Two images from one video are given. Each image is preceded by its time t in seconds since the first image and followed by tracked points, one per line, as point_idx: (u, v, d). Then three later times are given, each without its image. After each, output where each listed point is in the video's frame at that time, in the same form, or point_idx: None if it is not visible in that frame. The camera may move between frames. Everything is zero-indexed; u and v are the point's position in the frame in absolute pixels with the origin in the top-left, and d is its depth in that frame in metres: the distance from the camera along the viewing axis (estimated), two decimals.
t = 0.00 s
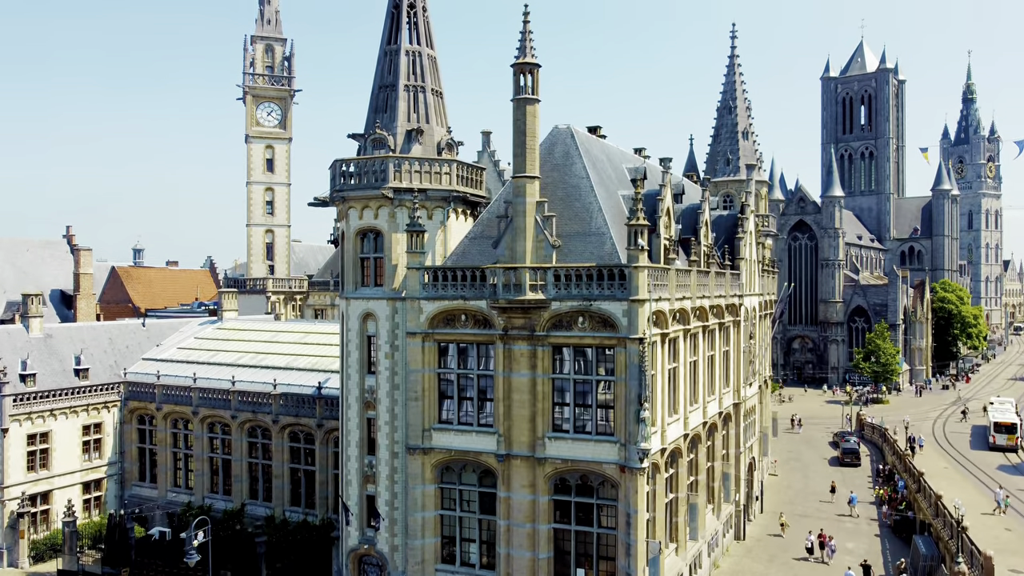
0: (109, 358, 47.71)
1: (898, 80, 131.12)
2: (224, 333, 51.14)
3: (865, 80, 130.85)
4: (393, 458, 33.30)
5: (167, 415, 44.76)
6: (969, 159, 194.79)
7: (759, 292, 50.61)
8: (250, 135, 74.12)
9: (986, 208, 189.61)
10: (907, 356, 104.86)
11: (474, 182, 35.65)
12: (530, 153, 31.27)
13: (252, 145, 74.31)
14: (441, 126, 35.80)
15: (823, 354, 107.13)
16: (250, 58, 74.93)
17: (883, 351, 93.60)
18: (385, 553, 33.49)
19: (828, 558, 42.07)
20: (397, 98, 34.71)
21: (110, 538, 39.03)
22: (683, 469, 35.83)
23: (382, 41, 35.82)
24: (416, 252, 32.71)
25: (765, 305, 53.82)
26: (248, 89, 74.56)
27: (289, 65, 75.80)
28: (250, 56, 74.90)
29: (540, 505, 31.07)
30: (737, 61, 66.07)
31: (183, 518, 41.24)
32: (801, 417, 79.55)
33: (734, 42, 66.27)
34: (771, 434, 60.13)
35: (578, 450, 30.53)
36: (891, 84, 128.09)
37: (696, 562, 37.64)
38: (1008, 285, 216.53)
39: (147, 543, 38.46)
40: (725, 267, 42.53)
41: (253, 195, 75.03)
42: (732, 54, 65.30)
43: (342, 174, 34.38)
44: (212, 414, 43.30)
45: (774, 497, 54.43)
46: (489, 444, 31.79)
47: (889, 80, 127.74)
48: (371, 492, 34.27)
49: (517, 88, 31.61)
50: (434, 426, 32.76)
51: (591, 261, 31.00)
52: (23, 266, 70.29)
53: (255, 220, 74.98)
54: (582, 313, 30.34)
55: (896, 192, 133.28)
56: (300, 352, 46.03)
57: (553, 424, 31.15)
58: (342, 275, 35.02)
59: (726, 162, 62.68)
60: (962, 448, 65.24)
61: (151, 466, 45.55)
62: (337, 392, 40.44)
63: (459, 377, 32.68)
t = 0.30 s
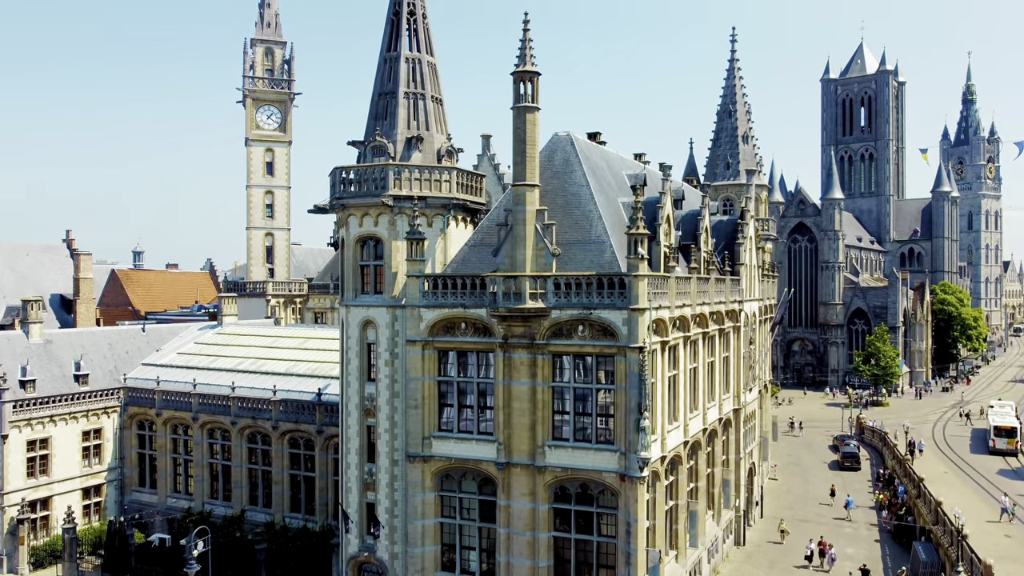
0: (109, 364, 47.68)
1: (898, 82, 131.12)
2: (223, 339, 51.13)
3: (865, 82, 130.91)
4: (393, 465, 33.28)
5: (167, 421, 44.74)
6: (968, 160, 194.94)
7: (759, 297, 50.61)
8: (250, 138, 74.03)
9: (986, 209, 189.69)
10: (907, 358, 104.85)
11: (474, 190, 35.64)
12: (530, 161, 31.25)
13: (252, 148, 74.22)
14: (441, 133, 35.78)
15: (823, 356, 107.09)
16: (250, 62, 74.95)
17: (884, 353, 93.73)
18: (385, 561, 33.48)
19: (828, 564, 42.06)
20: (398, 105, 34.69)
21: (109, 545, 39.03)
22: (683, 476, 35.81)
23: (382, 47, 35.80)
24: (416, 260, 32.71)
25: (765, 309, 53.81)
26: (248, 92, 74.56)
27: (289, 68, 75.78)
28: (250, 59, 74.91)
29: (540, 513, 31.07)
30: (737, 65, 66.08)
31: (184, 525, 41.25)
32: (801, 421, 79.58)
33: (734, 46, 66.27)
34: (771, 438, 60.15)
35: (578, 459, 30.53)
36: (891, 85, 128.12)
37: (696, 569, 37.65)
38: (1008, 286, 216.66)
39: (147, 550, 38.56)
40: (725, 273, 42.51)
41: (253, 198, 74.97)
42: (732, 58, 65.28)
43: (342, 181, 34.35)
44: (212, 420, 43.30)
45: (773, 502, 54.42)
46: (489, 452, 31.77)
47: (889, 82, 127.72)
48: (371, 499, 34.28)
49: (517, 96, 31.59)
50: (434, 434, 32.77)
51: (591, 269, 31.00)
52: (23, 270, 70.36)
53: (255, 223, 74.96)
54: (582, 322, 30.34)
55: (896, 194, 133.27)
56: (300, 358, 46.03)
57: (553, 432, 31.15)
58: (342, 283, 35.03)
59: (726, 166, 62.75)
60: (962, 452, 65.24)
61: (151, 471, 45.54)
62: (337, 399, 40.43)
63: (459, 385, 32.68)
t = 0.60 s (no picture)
0: (109, 369, 47.66)
1: (898, 84, 131.14)
2: (223, 344, 51.14)
3: (865, 84, 130.96)
4: (393, 473, 33.23)
5: (167, 426, 44.73)
6: (969, 161, 194.83)
7: (759, 302, 50.61)
8: (250, 142, 73.91)
9: (986, 210, 189.68)
10: (907, 360, 104.80)
11: (474, 197, 35.62)
12: (530, 169, 31.25)
13: (252, 151, 74.07)
14: (441, 140, 35.77)
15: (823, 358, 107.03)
16: (250, 65, 74.93)
17: (884, 356, 93.92)
18: (384, 568, 33.47)
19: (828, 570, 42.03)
20: (397, 112, 34.66)
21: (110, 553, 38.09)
22: (683, 483, 35.79)
23: (382, 54, 35.77)
24: (416, 268, 32.71)
25: (765, 314, 53.81)
26: (248, 95, 74.56)
27: (288, 71, 75.75)
28: (250, 63, 74.88)
29: (540, 521, 31.05)
30: (737, 68, 66.07)
31: (183, 532, 41.23)
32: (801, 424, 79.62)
33: (734, 49, 66.23)
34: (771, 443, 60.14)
35: (578, 467, 30.51)
36: (891, 87, 128.12)
37: None
38: (1008, 288, 216.68)
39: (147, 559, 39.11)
40: (725, 279, 42.49)
41: (253, 202, 74.87)
42: (732, 62, 65.27)
43: (342, 189, 34.34)
44: (212, 426, 43.29)
45: (773, 506, 54.38)
46: (489, 460, 31.75)
47: (889, 84, 127.71)
48: (371, 507, 34.28)
49: (517, 104, 31.58)
50: (434, 442, 32.75)
51: (591, 278, 30.97)
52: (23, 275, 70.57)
53: (254, 226, 74.92)
54: (582, 330, 30.32)
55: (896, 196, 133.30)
56: (299, 363, 46.02)
57: (553, 441, 31.13)
58: (342, 290, 35.03)
59: (726, 170, 62.83)
60: (961, 455, 65.21)
61: (151, 477, 45.52)
62: (337, 405, 40.43)
63: (459, 393, 32.66)
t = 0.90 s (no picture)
0: (109, 375, 47.62)
1: (898, 86, 131.14)
2: (223, 349, 51.14)
3: (865, 86, 130.95)
4: (393, 481, 33.20)
5: (167, 432, 44.70)
6: (969, 161, 194.72)
7: (759, 307, 50.60)
8: (250, 145, 73.55)
9: (986, 211, 189.69)
10: (907, 363, 104.74)
11: (474, 205, 35.61)
12: (530, 178, 31.23)
13: (252, 154, 73.71)
14: (441, 148, 35.75)
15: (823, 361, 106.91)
16: (250, 68, 74.90)
17: (884, 359, 94.10)
18: None
19: None
20: (397, 120, 34.62)
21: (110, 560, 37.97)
22: (683, 491, 35.77)
23: (382, 61, 35.74)
24: (416, 276, 32.69)
25: (765, 319, 53.79)
26: (248, 98, 74.54)
27: (288, 74, 75.73)
28: (250, 66, 74.84)
29: (540, 530, 31.03)
30: (737, 72, 66.07)
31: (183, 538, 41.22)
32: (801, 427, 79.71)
33: (734, 53, 66.17)
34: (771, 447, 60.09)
35: (578, 476, 30.49)
36: (891, 89, 128.11)
37: None
38: (1008, 289, 216.69)
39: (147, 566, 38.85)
40: (726, 285, 42.49)
41: (253, 205, 74.66)
42: (732, 66, 65.27)
43: (342, 196, 34.31)
44: (212, 432, 43.27)
45: (773, 512, 54.32)
46: (489, 469, 31.74)
47: (889, 86, 127.68)
48: (371, 515, 34.29)
49: (517, 113, 31.56)
50: (434, 450, 32.73)
51: (591, 286, 30.96)
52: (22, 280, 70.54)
53: (254, 230, 74.47)
54: (582, 339, 30.31)
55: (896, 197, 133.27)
56: (300, 369, 46.02)
57: (553, 449, 31.12)
58: (342, 298, 35.02)
59: (726, 174, 62.75)
60: (961, 459, 65.21)
61: (151, 483, 45.50)
62: (337, 411, 40.41)
63: (459, 401, 32.66)
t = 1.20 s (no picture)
0: (109, 382, 47.62)
1: (898, 88, 131.08)
2: (223, 355, 51.14)
3: (865, 88, 130.86)
4: (393, 491, 33.18)
5: (167, 439, 44.69)
6: (969, 163, 194.61)
7: (759, 314, 50.58)
8: (250, 149, 73.47)
9: (986, 212, 189.61)
10: (907, 365, 104.66)
11: (474, 214, 35.60)
12: (530, 188, 31.19)
13: (252, 158, 73.67)
14: (441, 157, 35.75)
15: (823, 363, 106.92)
16: (250, 72, 74.90)
17: (884, 362, 93.91)
18: None
19: None
20: (397, 129, 34.60)
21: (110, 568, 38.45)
22: (683, 500, 35.72)
23: (382, 70, 35.74)
24: (416, 285, 32.67)
25: (765, 325, 53.78)
26: (248, 102, 74.49)
27: (288, 78, 75.70)
28: (250, 70, 74.82)
29: (540, 541, 31.01)
30: (737, 77, 66.01)
31: (183, 546, 41.22)
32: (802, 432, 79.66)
33: (734, 57, 66.09)
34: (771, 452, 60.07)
35: (578, 487, 30.49)
36: (891, 91, 128.06)
37: None
38: (1008, 290, 216.63)
39: None
40: (725, 293, 42.45)
41: (253, 209, 74.59)
42: (732, 70, 65.23)
43: (342, 206, 34.30)
44: (212, 440, 43.27)
45: (773, 517, 54.26)
46: (489, 479, 31.73)
47: (889, 87, 127.59)
48: (371, 524, 34.29)
49: (517, 122, 31.53)
50: (434, 460, 32.73)
51: (591, 297, 30.96)
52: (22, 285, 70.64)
53: (254, 234, 74.48)
54: (582, 350, 30.31)
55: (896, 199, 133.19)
56: (299, 376, 46.00)
57: (553, 459, 31.10)
58: (342, 306, 35.03)
59: (726, 179, 62.86)
60: (961, 464, 65.13)
61: (150, 490, 45.49)
62: (337, 419, 40.38)
63: (459, 411, 32.66)
